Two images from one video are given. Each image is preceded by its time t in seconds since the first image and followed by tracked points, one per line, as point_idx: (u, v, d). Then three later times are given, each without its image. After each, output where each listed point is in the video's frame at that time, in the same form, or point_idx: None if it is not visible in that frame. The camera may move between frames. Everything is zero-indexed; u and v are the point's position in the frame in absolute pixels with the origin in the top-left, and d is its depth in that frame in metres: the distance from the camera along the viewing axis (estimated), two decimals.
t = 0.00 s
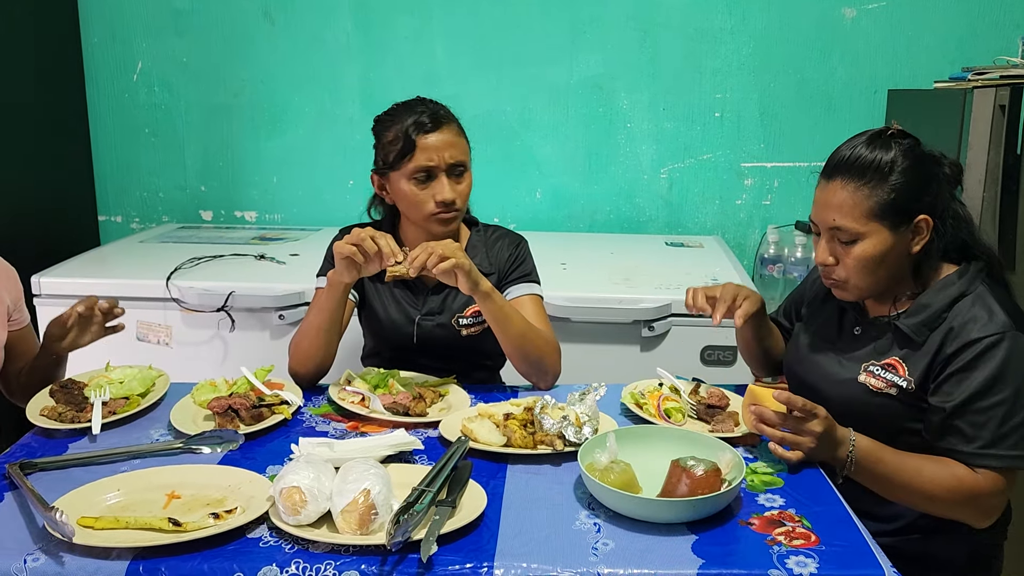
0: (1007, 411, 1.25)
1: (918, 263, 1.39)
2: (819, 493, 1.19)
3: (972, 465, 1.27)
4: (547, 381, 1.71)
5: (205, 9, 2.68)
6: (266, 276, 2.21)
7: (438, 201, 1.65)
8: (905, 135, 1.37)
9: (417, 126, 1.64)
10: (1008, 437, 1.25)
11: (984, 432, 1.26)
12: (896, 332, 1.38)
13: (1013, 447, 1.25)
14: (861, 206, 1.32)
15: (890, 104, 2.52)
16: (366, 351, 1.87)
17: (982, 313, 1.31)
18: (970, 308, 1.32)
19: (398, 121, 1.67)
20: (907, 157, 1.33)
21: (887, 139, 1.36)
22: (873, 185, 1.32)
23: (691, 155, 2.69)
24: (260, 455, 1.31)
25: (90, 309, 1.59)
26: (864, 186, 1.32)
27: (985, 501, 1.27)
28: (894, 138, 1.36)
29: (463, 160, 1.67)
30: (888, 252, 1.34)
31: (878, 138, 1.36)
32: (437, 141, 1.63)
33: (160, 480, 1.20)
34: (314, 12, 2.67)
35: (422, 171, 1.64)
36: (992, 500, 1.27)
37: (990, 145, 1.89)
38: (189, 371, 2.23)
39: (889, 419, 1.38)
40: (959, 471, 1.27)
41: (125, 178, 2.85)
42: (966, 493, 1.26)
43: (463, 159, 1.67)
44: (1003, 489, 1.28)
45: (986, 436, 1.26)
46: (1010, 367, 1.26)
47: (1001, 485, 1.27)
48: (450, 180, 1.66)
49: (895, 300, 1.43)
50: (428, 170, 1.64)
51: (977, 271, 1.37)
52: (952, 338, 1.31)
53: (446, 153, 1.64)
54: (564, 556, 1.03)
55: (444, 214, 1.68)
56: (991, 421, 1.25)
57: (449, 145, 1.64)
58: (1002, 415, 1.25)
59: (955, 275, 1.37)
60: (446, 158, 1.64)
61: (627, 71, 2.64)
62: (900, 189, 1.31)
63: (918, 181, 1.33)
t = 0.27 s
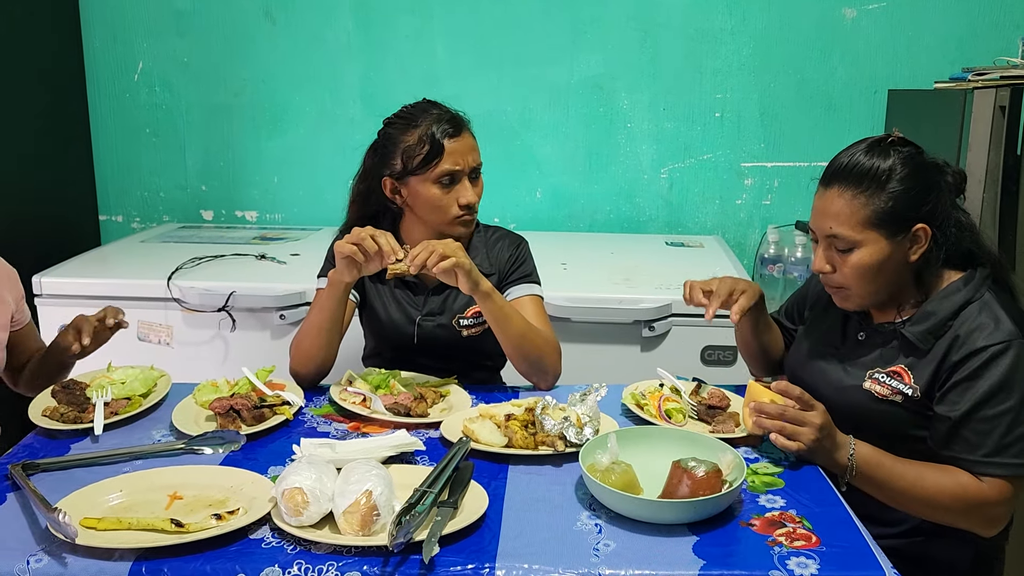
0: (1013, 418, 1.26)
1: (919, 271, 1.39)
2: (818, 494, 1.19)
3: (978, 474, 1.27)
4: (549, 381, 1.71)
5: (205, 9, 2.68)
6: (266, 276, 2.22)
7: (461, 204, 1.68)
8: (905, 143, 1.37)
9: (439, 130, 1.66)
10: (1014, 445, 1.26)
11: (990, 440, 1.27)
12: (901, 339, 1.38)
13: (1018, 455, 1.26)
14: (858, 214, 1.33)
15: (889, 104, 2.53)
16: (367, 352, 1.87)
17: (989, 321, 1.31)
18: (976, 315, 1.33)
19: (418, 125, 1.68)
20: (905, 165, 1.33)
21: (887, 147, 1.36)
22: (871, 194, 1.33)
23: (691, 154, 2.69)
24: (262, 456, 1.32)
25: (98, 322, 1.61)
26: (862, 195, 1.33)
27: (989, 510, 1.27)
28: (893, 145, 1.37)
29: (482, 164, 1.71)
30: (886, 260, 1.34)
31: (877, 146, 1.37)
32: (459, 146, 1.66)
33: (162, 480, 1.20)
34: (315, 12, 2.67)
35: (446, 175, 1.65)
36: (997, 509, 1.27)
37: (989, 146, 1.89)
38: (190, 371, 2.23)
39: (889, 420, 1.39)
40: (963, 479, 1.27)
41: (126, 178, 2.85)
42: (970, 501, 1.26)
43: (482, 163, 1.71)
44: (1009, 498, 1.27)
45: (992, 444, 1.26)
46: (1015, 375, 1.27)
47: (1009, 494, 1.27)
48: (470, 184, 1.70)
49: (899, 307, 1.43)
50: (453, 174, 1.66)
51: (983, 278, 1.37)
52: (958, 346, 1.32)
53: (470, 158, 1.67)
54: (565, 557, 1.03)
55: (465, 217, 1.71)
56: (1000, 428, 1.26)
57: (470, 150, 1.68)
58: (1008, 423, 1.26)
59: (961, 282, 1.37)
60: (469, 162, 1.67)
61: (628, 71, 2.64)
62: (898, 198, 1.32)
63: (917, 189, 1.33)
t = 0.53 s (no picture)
0: (1015, 422, 1.26)
1: (918, 273, 1.39)
2: (821, 495, 1.19)
3: (982, 479, 1.27)
4: (551, 382, 1.71)
5: (208, 10, 2.69)
6: (269, 277, 2.22)
7: (464, 207, 1.68)
8: (920, 142, 1.37)
9: (444, 132, 1.66)
10: (1016, 449, 1.26)
11: (993, 445, 1.27)
12: (901, 342, 1.38)
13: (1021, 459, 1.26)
14: (859, 205, 1.34)
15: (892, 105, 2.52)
16: (370, 353, 1.87)
17: (991, 325, 1.31)
18: (977, 319, 1.32)
19: (423, 127, 1.69)
20: (914, 163, 1.33)
21: (899, 144, 1.36)
22: (875, 187, 1.34)
23: (694, 155, 2.69)
24: (265, 457, 1.32)
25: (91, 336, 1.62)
26: (866, 187, 1.34)
27: (993, 515, 1.27)
28: (907, 143, 1.36)
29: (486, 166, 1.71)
30: (881, 255, 1.35)
31: (890, 142, 1.37)
32: (464, 148, 1.66)
33: (165, 481, 1.20)
34: (317, 13, 2.67)
35: (451, 178, 1.66)
36: (1001, 514, 1.27)
37: (992, 147, 1.89)
38: (192, 372, 2.23)
39: (892, 421, 1.38)
40: (967, 483, 1.27)
41: (128, 179, 2.85)
42: (974, 505, 1.26)
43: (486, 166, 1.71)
44: (1013, 503, 1.27)
45: (995, 449, 1.26)
46: (1016, 379, 1.27)
47: (1013, 499, 1.27)
48: (474, 187, 1.70)
49: (899, 309, 1.43)
50: (457, 177, 1.66)
51: (984, 282, 1.37)
52: (958, 349, 1.32)
53: (473, 160, 1.67)
54: (567, 558, 1.03)
55: (467, 220, 1.71)
56: (1002, 432, 1.26)
57: (475, 153, 1.68)
58: (1010, 426, 1.26)
59: (962, 285, 1.37)
60: (473, 165, 1.67)
61: (630, 72, 2.64)
62: (900, 194, 1.32)
63: (923, 188, 1.33)
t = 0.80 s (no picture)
0: (1016, 424, 1.26)
1: (923, 272, 1.40)
2: (824, 496, 1.19)
3: (986, 480, 1.27)
4: (552, 383, 1.71)
5: (208, 9, 2.68)
6: (270, 277, 2.22)
7: (468, 210, 1.68)
8: (946, 142, 1.37)
9: (449, 134, 1.66)
10: (1018, 452, 1.26)
11: (994, 446, 1.27)
12: (903, 343, 1.38)
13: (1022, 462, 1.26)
14: (873, 191, 1.36)
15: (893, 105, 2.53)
16: (372, 353, 1.87)
17: (994, 326, 1.31)
18: (978, 319, 1.33)
19: (428, 128, 1.68)
20: (934, 160, 1.34)
21: (922, 139, 1.37)
22: (892, 175, 1.35)
23: (694, 155, 2.69)
24: (268, 458, 1.32)
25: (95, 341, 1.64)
26: (885, 175, 1.35)
27: (998, 516, 1.27)
28: (932, 140, 1.36)
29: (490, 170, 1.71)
30: (886, 244, 1.36)
31: (915, 137, 1.37)
32: (468, 152, 1.66)
33: (169, 482, 1.20)
34: (318, 12, 2.67)
35: (455, 180, 1.66)
36: (1005, 515, 1.27)
37: (993, 147, 1.90)
38: (193, 371, 2.23)
39: (894, 422, 1.38)
40: (971, 485, 1.27)
41: (128, 178, 2.85)
42: (978, 507, 1.26)
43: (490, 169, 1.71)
44: (1017, 504, 1.27)
45: (996, 450, 1.27)
46: (1017, 381, 1.27)
47: (1017, 500, 1.27)
48: (478, 190, 1.70)
49: (900, 308, 1.43)
50: (461, 180, 1.66)
51: (984, 283, 1.37)
52: (960, 350, 1.32)
53: (478, 163, 1.67)
54: (572, 560, 1.03)
55: (470, 223, 1.71)
56: (1004, 434, 1.26)
57: (479, 156, 1.68)
58: (1011, 428, 1.26)
59: (963, 285, 1.37)
60: (477, 168, 1.67)
61: (631, 71, 2.64)
62: (913, 186, 1.33)
63: (938, 184, 1.34)
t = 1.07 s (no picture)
0: (1018, 420, 1.26)
1: (926, 270, 1.40)
2: (825, 495, 1.19)
3: (987, 476, 1.27)
4: (552, 383, 1.71)
5: (208, 9, 2.68)
6: (270, 276, 2.22)
7: (467, 210, 1.68)
8: (943, 140, 1.37)
9: (449, 134, 1.65)
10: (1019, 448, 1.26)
11: (996, 442, 1.27)
12: (904, 340, 1.38)
13: None
14: (878, 191, 1.35)
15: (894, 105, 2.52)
16: (372, 353, 1.87)
17: (995, 322, 1.31)
18: (979, 317, 1.33)
19: (429, 127, 1.68)
20: (935, 157, 1.34)
21: (922, 138, 1.36)
22: (895, 175, 1.34)
23: (695, 155, 2.69)
24: (268, 457, 1.31)
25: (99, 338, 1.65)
26: (887, 175, 1.35)
27: (999, 512, 1.26)
28: (930, 138, 1.37)
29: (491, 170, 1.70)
30: (893, 244, 1.35)
31: (913, 135, 1.37)
32: (468, 151, 1.65)
33: (168, 482, 1.20)
34: (318, 12, 2.66)
35: (454, 180, 1.65)
36: (1007, 511, 1.27)
37: (994, 147, 1.89)
38: (193, 371, 2.23)
39: (896, 420, 1.38)
40: (973, 482, 1.27)
41: (129, 178, 2.85)
42: (979, 504, 1.25)
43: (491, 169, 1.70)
44: (1019, 501, 1.27)
45: (998, 447, 1.26)
46: (1019, 377, 1.27)
47: (1018, 496, 1.26)
48: (478, 190, 1.70)
49: (902, 306, 1.44)
50: (461, 179, 1.66)
51: (986, 280, 1.37)
52: (961, 347, 1.32)
53: (478, 163, 1.67)
54: (572, 559, 1.03)
55: (469, 222, 1.71)
56: (1005, 431, 1.26)
57: (480, 156, 1.67)
58: (1013, 425, 1.26)
59: (964, 283, 1.37)
60: (477, 168, 1.66)
61: (631, 71, 2.63)
62: (917, 184, 1.33)
63: (940, 182, 1.34)
